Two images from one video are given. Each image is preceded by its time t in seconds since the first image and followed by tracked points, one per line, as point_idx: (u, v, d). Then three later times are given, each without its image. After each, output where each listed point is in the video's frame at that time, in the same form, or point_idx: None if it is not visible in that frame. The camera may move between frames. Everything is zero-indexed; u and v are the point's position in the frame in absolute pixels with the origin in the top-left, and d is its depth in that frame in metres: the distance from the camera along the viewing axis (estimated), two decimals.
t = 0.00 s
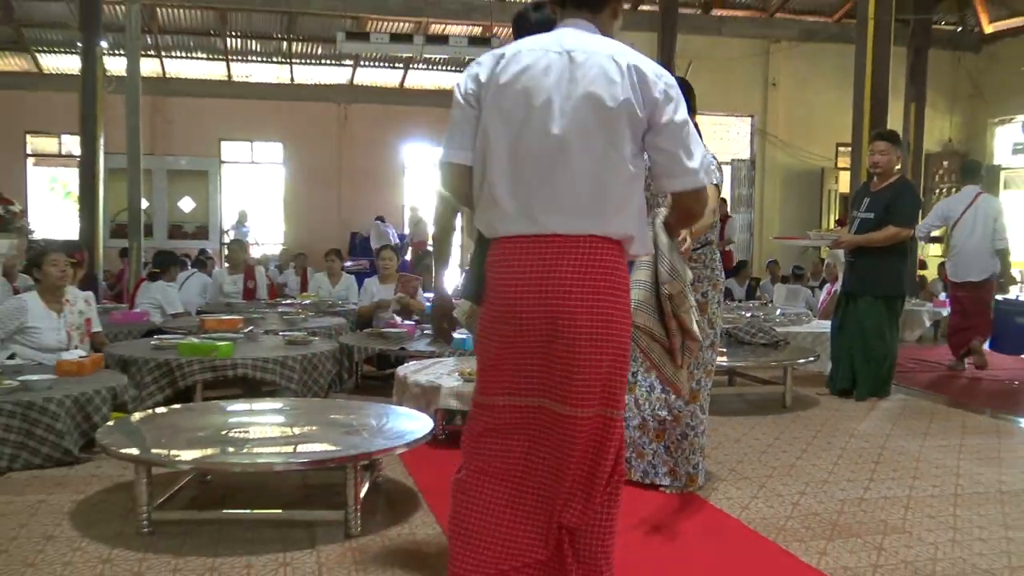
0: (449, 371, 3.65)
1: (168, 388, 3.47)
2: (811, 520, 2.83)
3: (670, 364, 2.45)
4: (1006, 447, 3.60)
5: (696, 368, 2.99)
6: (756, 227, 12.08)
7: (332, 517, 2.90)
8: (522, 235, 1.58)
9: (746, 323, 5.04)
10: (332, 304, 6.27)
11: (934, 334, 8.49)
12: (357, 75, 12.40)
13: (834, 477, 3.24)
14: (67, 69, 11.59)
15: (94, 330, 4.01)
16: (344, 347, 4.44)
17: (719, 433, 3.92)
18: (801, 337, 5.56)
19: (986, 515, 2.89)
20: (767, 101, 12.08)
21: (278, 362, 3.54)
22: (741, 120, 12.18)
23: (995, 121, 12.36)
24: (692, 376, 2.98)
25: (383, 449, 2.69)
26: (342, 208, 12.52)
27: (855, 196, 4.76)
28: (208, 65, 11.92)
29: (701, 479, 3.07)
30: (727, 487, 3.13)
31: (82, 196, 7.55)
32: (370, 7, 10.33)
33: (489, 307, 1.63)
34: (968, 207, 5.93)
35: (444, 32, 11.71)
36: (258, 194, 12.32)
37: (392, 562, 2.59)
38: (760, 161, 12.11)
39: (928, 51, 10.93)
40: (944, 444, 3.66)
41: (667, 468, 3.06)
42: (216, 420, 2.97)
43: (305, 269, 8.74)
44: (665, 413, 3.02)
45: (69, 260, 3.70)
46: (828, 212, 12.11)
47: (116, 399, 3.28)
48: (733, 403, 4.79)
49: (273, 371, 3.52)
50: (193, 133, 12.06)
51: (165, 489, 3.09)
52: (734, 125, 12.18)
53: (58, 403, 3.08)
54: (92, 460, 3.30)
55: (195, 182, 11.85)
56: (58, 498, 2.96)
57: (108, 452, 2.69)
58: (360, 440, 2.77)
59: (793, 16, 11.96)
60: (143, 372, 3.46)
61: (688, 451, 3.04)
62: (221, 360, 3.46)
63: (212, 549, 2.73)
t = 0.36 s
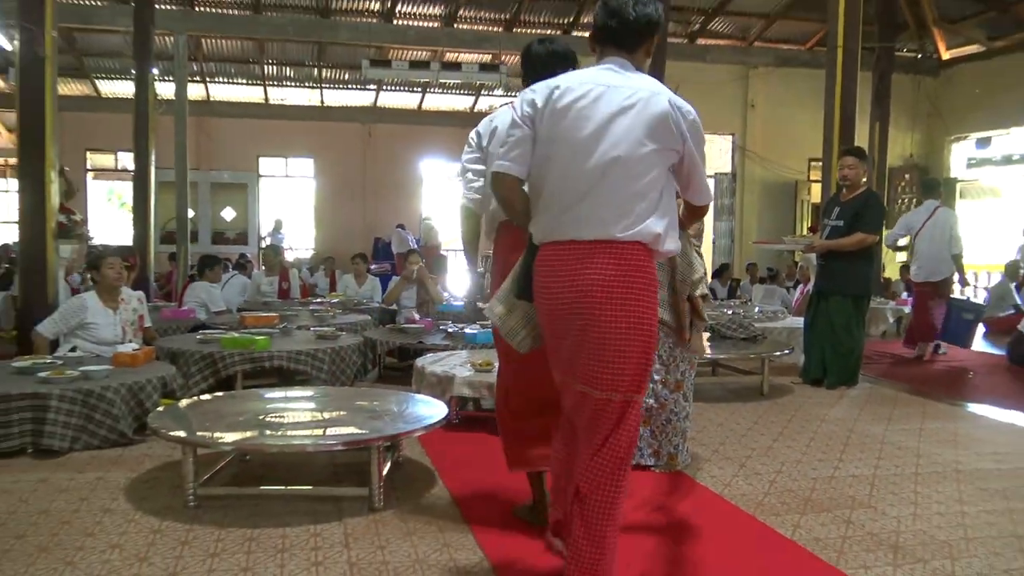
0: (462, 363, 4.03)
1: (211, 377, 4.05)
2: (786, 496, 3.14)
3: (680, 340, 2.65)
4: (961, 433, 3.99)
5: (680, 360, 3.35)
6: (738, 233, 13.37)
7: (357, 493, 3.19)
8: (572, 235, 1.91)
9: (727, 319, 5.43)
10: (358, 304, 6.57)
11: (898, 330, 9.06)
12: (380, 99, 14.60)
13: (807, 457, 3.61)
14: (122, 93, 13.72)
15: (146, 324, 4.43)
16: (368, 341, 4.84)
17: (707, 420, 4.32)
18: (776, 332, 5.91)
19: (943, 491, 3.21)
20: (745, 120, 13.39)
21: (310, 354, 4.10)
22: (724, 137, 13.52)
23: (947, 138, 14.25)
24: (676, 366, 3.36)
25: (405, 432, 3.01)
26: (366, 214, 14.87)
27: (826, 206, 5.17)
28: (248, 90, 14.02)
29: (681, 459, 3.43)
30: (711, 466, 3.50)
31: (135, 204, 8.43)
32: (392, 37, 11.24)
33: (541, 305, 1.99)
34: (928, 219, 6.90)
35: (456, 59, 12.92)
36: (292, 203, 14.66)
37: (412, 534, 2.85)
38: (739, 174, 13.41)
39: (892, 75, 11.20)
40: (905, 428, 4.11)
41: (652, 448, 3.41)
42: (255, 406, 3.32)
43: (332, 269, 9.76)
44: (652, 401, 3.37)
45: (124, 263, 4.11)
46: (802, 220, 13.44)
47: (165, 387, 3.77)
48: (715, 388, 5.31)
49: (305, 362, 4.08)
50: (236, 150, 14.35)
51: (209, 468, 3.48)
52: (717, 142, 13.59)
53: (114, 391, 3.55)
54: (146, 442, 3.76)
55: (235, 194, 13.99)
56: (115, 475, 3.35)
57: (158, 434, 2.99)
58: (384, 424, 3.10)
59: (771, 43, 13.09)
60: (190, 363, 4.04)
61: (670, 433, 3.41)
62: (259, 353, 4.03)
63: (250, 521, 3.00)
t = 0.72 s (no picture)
0: (472, 361, 4.15)
1: (230, 374, 4.27)
2: (786, 490, 3.21)
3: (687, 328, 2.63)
4: (958, 431, 4.07)
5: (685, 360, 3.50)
6: (739, 236, 13.44)
7: (371, 488, 3.26)
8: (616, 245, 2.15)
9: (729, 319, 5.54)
10: (374, 304, 6.70)
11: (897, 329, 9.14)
12: (393, 105, 14.80)
13: (807, 452, 3.72)
14: (145, 102, 14.04)
15: (167, 323, 4.63)
16: (382, 340, 4.99)
17: (712, 417, 4.42)
18: (777, 331, 5.99)
19: (940, 486, 3.27)
20: (747, 127, 13.53)
21: (324, 352, 4.30)
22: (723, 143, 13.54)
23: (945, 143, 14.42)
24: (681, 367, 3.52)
25: (417, 427, 3.10)
26: (379, 218, 15.10)
27: (825, 209, 5.30)
28: (266, 98, 14.19)
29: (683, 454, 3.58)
30: (714, 460, 3.61)
31: (158, 210, 8.63)
32: (404, 47, 11.49)
33: (587, 303, 2.21)
34: (929, 219, 7.23)
35: (468, 67, 13.08)
36: (308, 208, 14.94)
37: (423, 526, 2.92)
38: (740, 178, 13.53)
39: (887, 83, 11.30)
40: (902, 425, 4.21)
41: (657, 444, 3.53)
42: (272, 403, 3.44)
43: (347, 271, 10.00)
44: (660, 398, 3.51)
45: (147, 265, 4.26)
46: (801, 223, 13.54)
47: (185, 384, 3.95)
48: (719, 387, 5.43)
49: (320, 360, 4.28)
50: (251, 156, 14.53)
51: (228, 462, 3.63)
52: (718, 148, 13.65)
53: (137, 388, 3.71)
54: (167, 437, 3.92)
55: (253, 199, 14.00)
56: (137, 469, 3.48)
57: (180, 429, 3.07)
58: (397, 420, 3.20)
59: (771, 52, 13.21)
60: (210, 361, 4.26)
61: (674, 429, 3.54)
62: (276, 351, 4.23)
63: (268, 514, 3.08)
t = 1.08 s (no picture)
0: (480, 362, 4.15)
1: (240, 374, 4.28)
2: (795, 491, 3.21)
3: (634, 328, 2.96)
4: (968, 432, 4.05)
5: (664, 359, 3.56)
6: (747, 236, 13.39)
7: (379, 489, 3.27)
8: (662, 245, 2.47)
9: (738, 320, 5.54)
10: (383, 304, 6.76)
11: (907, 330, 9.12)
12: (402, 107, 14.81)
13: (816, 453, 3.71)
14: (156, 104, 14.11)
15: (177, 323, 4.65)
16: (391, 340, 5.01)
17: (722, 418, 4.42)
18: (786, 332, 5.98)
19: (951, 488, 3.26)
20: (756, 126, 13.50)
21: (333, 352, 4.31)
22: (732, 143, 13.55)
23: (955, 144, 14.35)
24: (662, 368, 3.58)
25: (426, 428, 3.11)
26: (388, 218, 15.15)
27: (836, 210, 5.27)
28: (275, 99, 14.22)
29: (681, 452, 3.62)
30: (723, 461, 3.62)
31: (168, 210, 8.66)
32: (412, 48, 11.53)
33: (638, 297, 2.49)
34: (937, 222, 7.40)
35: (476, 68, 13.08)
36: (317, 209, 15.00)
37: (432, 526, 2.93)
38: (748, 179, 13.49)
39: (898, 83, 11.24)
40: (913, 426, 4.19)
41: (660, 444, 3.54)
42: (282, 403, 3.45)
43: (357, 273, 10.03)
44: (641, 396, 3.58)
45: (158, 266, 4.28)
46: (810, 223, 13.49)
47: (195, 384, 3.97)
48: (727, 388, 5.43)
49: (329, 360, 4.30)
50: (261, 158, 14.60)
51: (237, 462, 3.64)
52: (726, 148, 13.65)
53: (148, 388, 3.73)
54: (177, 437, 3.93)
55: (262, 199, 14.02)
56: (147, 469, 3.49)
57: (190, 430, 3.09)
58: (406, 420, 3.21)
59: (781, 52, 13.18)
60: (220, 362, 4.27)
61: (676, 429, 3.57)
62: (285, 351, 4.24)
63: (277, 514, 3.09)
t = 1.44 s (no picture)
0: (489, 362, 4.16)
1: (250, 375, 4.29)
2: (805, 493, 3.20)
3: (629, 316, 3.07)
4: (980, 433, 4.04)
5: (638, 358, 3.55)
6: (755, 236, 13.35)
7: (389, 489, 3.28)
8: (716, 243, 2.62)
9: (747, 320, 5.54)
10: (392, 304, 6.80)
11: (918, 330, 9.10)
12: (411, 107, 14.82)
13: (827, 455, 3.70)
14: (166, 105, 14.17)
15: (187, 324, 4.66)
16: (400, 341, 5.03)
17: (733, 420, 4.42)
18: (796, 333, 5.97)
19: (963, 490, 3.24)
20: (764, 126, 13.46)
21: (343, 353, 4.33)
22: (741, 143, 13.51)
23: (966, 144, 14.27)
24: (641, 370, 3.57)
25: (435, 428, 3.12)
26: (397, 218, 15.18)
27: (847, 210, 5.26)
28: (284, 100, 14.25)
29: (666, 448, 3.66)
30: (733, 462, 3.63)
31: (178, 212, 8.69)
32: (421, 49, 11.54)
33: (684, 290, 2.67)
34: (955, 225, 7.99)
35: (486, 69, 13.08)
36: (327, 210, 15.04)
37: (441, 527, 2.93)
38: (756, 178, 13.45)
39: (909, 82, 11.20)
40: (924, 427, 4.17)
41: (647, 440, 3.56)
42: (291, 404, 3.46)
43: (366, 273, 10.06)
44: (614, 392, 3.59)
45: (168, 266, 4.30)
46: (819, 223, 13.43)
47: (205, 385, 3.98)
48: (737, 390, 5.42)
49: (338, 361, 4.32)
50: (271, 159, 14.66)
51: (247, 462, 3.65)
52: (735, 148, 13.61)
53: (158, 388, 3.75)
54: (187, 437, 3.94)
55: (272, 200, 14.08)
56: (158, 469, 3.51)
57: (201, 430, 3.10)
58: (414, 420, 3.21)
59: (790, 52, 13.14)
60: (230, 362, 4.29)
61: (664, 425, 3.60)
62: (295, 352, 4.26)
63: (287, 514, 3.10)
